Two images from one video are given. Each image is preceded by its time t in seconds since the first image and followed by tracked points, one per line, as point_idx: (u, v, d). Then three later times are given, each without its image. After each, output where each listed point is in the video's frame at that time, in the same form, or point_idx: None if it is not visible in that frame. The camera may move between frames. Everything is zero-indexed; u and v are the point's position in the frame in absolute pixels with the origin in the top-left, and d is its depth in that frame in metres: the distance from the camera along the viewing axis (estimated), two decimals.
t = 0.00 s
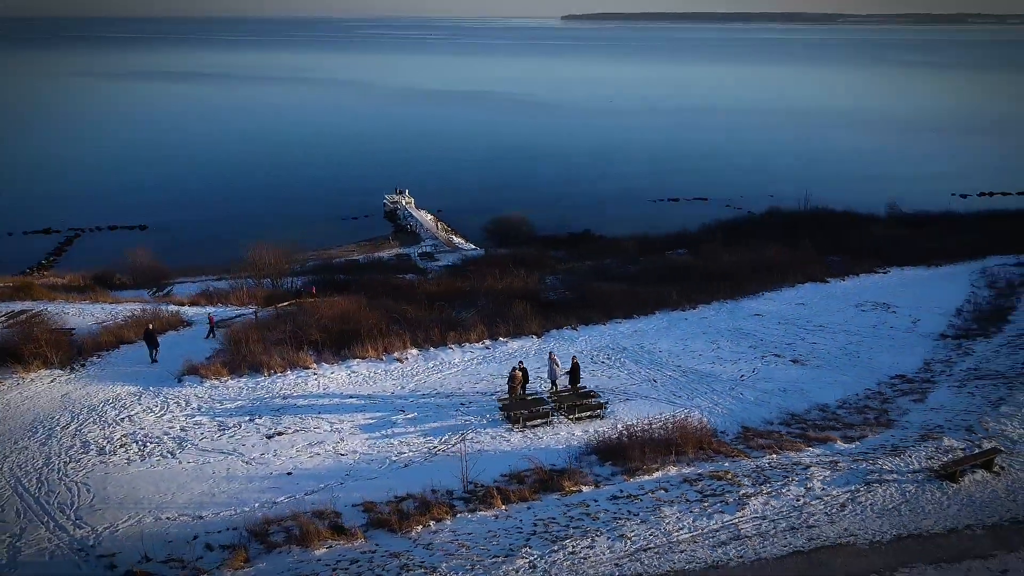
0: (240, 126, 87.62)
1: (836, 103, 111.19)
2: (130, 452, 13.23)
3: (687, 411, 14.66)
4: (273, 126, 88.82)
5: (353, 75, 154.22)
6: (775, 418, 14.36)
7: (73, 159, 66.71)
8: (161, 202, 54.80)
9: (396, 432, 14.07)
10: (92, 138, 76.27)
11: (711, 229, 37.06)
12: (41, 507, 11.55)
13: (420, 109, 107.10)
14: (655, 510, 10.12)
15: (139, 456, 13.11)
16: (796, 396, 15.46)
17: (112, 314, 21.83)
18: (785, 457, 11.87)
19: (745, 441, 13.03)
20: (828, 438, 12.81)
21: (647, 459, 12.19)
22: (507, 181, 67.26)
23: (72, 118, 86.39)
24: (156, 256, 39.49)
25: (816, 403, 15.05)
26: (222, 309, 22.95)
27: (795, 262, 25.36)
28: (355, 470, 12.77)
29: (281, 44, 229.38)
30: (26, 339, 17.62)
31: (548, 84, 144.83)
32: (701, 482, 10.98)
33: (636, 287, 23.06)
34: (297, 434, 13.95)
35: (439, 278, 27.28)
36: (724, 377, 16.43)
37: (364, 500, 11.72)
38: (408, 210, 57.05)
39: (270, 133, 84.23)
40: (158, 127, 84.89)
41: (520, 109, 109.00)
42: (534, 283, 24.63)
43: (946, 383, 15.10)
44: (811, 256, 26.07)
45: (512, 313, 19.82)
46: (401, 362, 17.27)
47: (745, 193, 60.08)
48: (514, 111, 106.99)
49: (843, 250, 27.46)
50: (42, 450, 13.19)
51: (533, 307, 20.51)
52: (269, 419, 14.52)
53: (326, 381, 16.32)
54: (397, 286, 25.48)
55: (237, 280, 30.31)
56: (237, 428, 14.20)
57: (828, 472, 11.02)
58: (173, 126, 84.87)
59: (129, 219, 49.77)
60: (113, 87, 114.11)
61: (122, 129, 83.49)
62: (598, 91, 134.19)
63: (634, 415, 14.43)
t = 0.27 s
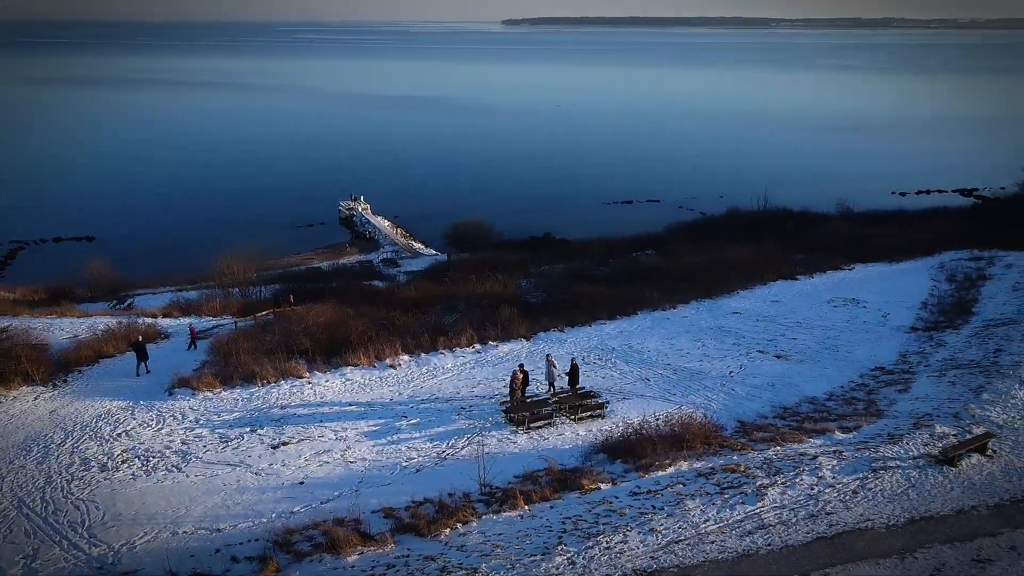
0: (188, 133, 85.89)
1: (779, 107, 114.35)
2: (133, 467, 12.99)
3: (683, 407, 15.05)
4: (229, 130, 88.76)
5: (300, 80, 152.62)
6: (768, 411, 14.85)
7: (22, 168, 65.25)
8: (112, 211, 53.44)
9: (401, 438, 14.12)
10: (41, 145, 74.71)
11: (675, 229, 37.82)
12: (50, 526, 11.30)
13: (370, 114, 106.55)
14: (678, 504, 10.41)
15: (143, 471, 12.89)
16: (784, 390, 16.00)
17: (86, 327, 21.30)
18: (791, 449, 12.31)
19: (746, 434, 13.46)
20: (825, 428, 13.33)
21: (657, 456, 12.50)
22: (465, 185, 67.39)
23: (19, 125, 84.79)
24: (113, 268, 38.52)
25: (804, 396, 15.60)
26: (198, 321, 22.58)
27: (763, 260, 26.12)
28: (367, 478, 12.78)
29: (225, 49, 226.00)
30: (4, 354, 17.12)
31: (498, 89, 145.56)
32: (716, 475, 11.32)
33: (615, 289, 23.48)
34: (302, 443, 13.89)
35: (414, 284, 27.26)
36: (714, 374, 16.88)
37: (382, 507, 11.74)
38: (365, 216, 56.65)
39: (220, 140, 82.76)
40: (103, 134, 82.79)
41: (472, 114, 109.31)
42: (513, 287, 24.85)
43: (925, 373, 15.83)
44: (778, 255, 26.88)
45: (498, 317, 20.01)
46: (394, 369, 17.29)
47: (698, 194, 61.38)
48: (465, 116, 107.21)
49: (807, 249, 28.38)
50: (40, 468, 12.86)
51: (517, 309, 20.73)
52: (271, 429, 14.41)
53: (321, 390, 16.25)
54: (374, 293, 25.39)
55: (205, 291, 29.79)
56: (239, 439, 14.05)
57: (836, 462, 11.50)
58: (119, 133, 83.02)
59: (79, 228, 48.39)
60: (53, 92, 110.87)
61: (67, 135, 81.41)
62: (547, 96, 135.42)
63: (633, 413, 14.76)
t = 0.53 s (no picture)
0: (132, 141, 83.77)
1: (722, 110, 117.21)
2: (138, 483, 12.77)
3: (679, 405, 15.45)
4: (177, 138, 87.03)
5: (244, 86, 150.33)
6: (761, 406, 15.37)
7: None
8: (59, 223, 51.90)
9: (407, 445, 14.19)
10: None
11: (639, 232, 38.49)
12: (63, 546, 11.05)
13: (319, 120, 105.60)
14: (699, 498, 10.75)
15: (149, 486, 12.68)
16: (772, 385, 16.56)
17: (59, 343, 20.76)
18: (793, 441, 12.79)
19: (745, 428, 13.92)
20: (820, 421, 13.87)
21: (666, 452, 12.85)
22: (421, 191, 67.28)
23: None
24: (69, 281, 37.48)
25: (792, 390, 16.18)
26: (175, 333, 22.19)
27: (732, 260, 26.83)
28: (379, 484, 12.81)
29: (164, 55, 221.23)
30: None
31: (445, 95, 145.71)
32: (728, 468, 11.71)
33: (593, 291, 23.88)
34: (308, 452, 13.84)
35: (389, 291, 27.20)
36: (703, 372, 17.35)
37: (401, 512, 11.81)
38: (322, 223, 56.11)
39: (165, 148, 80.95)
40: (42, 143, 80.25)
41: (421, 119, 109.16)
42: (491, 292, 25.03)
43: (903, 365, 16.56)
44: (746, 254, 27.65)
45: (484, 322, 20.17)
46: (388, 376, 17.31)
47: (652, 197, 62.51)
48: (415, 121, 106.98)
49: (772, 248, 29.28)
50: (42, 488, 12.54)
51: (502, 314, 20.92)
52: (273, 440, 14.31)
53: (318, 399, 16.19)
54: (351, 301, 25.29)
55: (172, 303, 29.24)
56: (243, 451, 13.92)
57: (839, 452, 12.01)
58: (59, 140, 80.62)
59: (27, 242, 46.91)
60: None
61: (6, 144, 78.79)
62: (495, 100, 136.12)
63: (633, 413, 15.11)
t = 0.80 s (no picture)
0: (82, 145, 81.63)
1: (674, 113, 119.35)
2: (145, 496, 12.59)
3: (676, 404, 15.80)
4: (132, 143, 85.36)
5: (194, 88, 147.71)
6: (754, 401, 15.80)
7: None
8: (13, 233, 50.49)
9: (413, 449, 14.25)
10: None
11: (610, 234, 39.01)
12: (76, 563, 10.84)
13: (273, 126, 104.43)
14: (715, 492, 11.04)
15: (157, 499, 12.51)
16: (762, 381, 17.03)
17: (38, 357, 20.29)
18: (794, 435, 13.21)
19: (744, 424, 14.31)
20: (815, 414, 14.34)
21: (673, 449, 13.14)
22: (384, 195, 67.02)
23: None
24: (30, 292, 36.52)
25: (781, 386, 16.66)
26: (156, 344, 21.84)
27: (706, 260, 27.40)
28: (391, 490, 12.85)
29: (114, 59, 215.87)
30: None
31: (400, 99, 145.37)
32: (737, 463, 12.04)
33: (574, 293, 24.19)
34: (314, 460, 13.80)
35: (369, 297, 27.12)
36: (693, 370, 17.74)
37: (418, 517, 11.87)
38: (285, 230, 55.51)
39: (119, 155, 79.30)
40: None
41: (378, 124, 108.73)
42: (473, 296, 25.15)
43: (885, 359, 17.18)
44: (720, 255, 28.27)
45: (473, 326, 20.30)
46: (383, 382, 17.32)
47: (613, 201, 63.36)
48: (371, 126, 106.36)
49: (742, 247, 30.02)
50: (46, 505, 12.29)
51: (489, 317, 21.06)
52: (277, 449, 14.23)
53: (317, 406, 16.13)
54: (332, 308, 25.16)
55: (145, 313, 28.73)
56: (247, 460, 13.81)
57: (841, 444, 12.44)
58: (10, 146, 78.54)
59: None
60: None
61: None
62: (450, 104, 136.29)
63: (632, 412, 15.41)
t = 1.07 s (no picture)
0: (26, 153, 79.22)
1: (620, 117, 121.32)
2: (156, 511, 12.41)
3: (672, 402, 16.21)
4: (76, 150, 83.03)
5: (132, 93, 144.01)
6: (746, 397, 16.31)
7: None
8: None
9: (421, 455, 14.33)
10: None
11: (576, 237, 39.54)
12: None
13: (219, 132, 102.56)
14: (731, 486, 11.42)
15: (169, 515, 12.34)
16: (749, 378, 17.56)
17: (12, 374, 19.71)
18: (794, 428, 13.70)
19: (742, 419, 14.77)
20: (809, 408, 14.89)
21: (679, 446, 13.51)
22: (341, 201, 66.52)
23: None
24: None
25: (769, 381, 17.22)
26: (134, 358, 21.40)
27: (678, 262, 28.04)
28: (405, 496, 12.92)
29: (47, 65, 210.32)
30: None
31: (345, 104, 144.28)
32: (746, 457, 12.46)
33: (553, 297, 24.49)
34: (323, 469, 13.77)
35: (345, 304, 26.98)
36: (682, 369, 18.19)
37: (438, 521, 11.98)
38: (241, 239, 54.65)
39: (62, 162, 77.05)
40: None
41: (325, 130, 107.71)
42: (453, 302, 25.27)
43: (864, 353, 17.90)
44: (690, 257, 28.96)
45: (461, 331, 20.42)
46: (378, 389, 17.31)
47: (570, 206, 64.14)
48: (319, 132, 105.35)
49: (708, 248, 30.81)
50: (53, 525, 12.02)
51: (475, 322, 21.20)
52: (283, 459, 14.14)
53: (315, 415, 16.05)
54: (311, 317, 24.98)
55: (112, 327, 28.07)
56: (255, 472, 13.69)
57: (842, 435, 12.97)
58: None
59: None
60: None
61: None
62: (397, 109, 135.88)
63: (631, 411, 15.76)
